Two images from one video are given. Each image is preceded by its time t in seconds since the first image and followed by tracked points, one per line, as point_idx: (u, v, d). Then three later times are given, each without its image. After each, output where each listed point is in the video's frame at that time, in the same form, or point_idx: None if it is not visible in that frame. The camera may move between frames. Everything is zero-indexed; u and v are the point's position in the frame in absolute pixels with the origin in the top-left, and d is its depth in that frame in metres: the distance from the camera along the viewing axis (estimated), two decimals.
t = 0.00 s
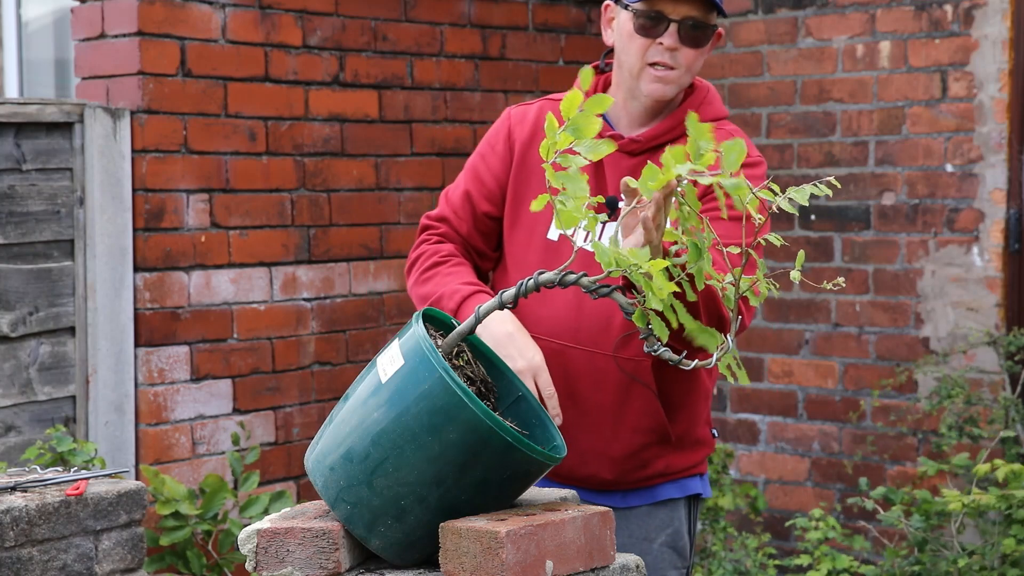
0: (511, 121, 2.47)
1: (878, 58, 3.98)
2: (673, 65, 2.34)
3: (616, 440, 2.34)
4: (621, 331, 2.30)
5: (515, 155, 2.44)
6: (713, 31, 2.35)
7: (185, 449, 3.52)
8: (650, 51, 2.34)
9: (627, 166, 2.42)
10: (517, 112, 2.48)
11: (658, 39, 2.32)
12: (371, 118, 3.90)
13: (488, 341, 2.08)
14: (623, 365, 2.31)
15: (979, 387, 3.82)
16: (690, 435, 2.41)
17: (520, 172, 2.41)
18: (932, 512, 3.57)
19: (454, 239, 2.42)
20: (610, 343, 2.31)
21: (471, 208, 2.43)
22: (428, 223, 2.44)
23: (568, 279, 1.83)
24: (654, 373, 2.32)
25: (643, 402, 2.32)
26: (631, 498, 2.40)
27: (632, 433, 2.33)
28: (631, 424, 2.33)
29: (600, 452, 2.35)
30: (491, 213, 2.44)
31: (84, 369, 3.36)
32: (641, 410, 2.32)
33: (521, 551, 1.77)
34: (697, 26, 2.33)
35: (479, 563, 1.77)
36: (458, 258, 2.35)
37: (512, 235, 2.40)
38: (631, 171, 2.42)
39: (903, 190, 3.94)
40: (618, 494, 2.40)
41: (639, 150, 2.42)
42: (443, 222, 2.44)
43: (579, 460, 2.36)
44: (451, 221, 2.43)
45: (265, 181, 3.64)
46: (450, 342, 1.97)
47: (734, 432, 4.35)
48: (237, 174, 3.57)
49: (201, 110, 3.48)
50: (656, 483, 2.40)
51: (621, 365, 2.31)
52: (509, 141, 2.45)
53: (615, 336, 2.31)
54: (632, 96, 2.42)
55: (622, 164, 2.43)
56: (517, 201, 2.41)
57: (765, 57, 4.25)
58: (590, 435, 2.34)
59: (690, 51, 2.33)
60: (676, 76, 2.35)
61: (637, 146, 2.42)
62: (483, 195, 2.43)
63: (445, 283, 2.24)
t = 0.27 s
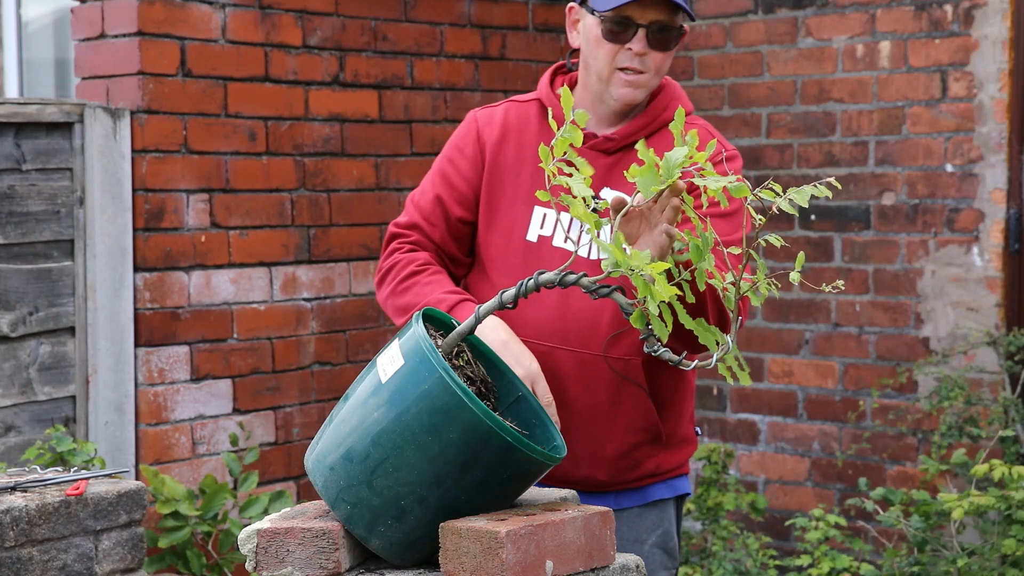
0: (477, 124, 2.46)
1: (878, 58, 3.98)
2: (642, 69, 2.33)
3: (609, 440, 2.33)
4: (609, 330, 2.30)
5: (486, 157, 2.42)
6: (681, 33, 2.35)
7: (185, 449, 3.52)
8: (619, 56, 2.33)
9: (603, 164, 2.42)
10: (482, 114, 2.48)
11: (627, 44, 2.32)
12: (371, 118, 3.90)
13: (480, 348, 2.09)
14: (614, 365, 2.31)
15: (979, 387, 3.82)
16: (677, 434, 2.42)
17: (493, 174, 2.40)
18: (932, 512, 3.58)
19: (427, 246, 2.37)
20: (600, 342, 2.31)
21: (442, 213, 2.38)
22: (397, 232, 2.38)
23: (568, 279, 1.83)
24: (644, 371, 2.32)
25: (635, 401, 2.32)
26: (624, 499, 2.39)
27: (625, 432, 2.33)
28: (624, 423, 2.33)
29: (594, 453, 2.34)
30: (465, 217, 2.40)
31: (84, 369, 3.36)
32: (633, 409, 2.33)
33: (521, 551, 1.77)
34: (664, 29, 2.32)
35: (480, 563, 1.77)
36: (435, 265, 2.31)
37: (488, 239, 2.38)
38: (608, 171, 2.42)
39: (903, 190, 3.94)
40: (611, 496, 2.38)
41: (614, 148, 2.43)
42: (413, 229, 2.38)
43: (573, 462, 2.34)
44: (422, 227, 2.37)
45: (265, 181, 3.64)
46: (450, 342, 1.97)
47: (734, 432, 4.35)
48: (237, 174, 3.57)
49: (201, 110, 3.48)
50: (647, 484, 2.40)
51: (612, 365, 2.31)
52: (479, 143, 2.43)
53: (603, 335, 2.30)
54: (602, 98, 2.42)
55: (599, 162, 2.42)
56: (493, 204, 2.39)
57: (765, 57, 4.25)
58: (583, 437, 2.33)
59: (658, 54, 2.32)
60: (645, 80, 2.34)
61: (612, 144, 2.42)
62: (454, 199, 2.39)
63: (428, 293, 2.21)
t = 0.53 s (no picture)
0: (456, 123, 2.43)
1: (877, 58, 3.98)
2: (625, 73, 2.34)
3: (603, 440, 2.32)
4: (600, 329, 2.30)
5: (467, 157, 2.39)
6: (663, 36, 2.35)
7: (185, 449, 3.52)
8: (602, 58, 2.34)
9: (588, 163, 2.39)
10: (460, 114, 2.45)
11: (611, 47, 2.32)
12: (371, 118, 3.90)
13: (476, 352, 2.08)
14: (606, 364, 2.30)
15: (979, 387, 3.83)
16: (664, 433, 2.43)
17: (476, 174, 2.37)
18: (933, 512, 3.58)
19: (410, 247, 2.32)
20: (592, 342, 2.30)
21: (425, 213, 2.34)
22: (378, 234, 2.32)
23: (570, 281, 1.83)
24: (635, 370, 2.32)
25: (627, 400, 2.32)
26: (616, 499, 2.38)
27: (618, 432, 2.33)
28: (617, 423, 2.32)
29: (587, 453, 2.33)
30: (448, 218, 2.36)
31: (84, 369, 3.36)
32: (625, 408, 2.32)
33: (522, 551, 1.77)
34: (648, 32, 2.33)
35: (480, 563, 1.77)
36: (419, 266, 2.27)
37: (474, 239, 2.36)
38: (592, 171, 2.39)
39: (903, 190, 3.94)
40: (602, 495, 2.38)
41: (598, 148, 2.40)
42: (394, 230, 2.33)
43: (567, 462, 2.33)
44: (404, 227, 2.32)
45: (265, 181, 3.64)
46: (450, 341, 1.97)
47: (734, 432, 4.35)
48: (237, 174, 3.57)
49: (201, 110, 3.48)
50: (637, 483, 2.40)
51: (604, 364, 2.30)
52: (460, 143, 2.40)
53: (594, 335, 2.30)
54: (582, 99, 2.41)
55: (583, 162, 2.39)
56: (476, 204, 2.36)
57: (764, 57, 4.25)
58: (577, 437, 2.31)
59: (641, 57, 2.33)
60: (627, 83, 2.36)
61: (595, 144, 2.39)
62: (436, 198, 2.35)
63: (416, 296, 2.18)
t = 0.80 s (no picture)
0: (452, 128, 2.42)
1: (878, 58, 3.98)
2: (621, 74, 2.34)
3: (605, 442, 2.32)
4: (600, 331, 2.30)
5: (465, 161, 2.39)
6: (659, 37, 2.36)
7: (185, 449, 3.52)
8: (599, 60, 2.34)
9: (586, 166, 2.38)
10: (456, 118, 2.45)
11: (607, 49, 2.32)
12: (371, 118, 3.90)
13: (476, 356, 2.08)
14: (607, 366, 2.29)
15: (979, 387, 3.82)
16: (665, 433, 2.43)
17: (474, 178, 2.37)
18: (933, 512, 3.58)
19: (409, 252, 2.32)
20: (592, 344, 2.29)
21: (424, 218, 2.34)
22: (376, 241, 2.32)
23: (569, 281, 1.83)
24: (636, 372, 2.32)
25: (629, 402, 2.31)
26: (618, 500, 2.38)
27: (620, 433, 2.32)
28: (619, 425, 2.32)
29: (590, 455, 2.32)
30: (447, 222, 2.36)
31: (84, 369, 3.36)
32: (627, 410, 2.32)
33: (522, 551, 1.77)
34: (644, 34, 2.33)
35: (480, 563, 1.77)
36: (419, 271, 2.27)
37: (473, 243, 2.36)
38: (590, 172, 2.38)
39: (903, 190, 3.94)
40: (605, 496, 2.38)
41: (595, 150, 2.39)
42: (393, 236, 2.33)
43: (569, 464, 2.32)
44: (402, 233, 2.32)
45: (265, 181, 3.64)
46: (450, 342, 1.97)
47: (734, 432, 4.35)
48: (237, 174, 3.57)
49: (201, 110, 3.48)
50: (639, 484, 2.40)
51: (605, 367, 2.29)
52: (457, 148, 2.40)
53: (595, 337, 2.29)
54: (578, 101, 2.41)
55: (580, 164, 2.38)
56: (475, 208, 2.36)
57: (764, 57, 4.25)
58: (580, 440, 2.31)
59: (637, 58, 2.34)
60: (623, 84, 2.36)
61: (592, 145, 2.39)
62: (434, 202, 2.35)
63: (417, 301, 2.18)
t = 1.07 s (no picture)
0: (463, 132, 2.42)
1: (878, 58, 3.98)
2: (632, 76, 2.34)
3: (613, 443, 2.32)
4: (610, 333, 2.29)
5: (476, 165, 2.39)
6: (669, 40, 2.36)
7: (185, 449, 3.52)
8: (608, 62, 2.34)
9: (596, 168, 2.38)
10: (467, 122, 2.45)
11: (616, 51, 2.32)
12: (371, 118, 3.90)
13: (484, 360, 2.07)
14: (616, 368, 2.29)
15: (979, 387, 3.82)
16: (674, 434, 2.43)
17: (485, 182, 2.37)
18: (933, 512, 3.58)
19: (421, 255, 2.33)
20: (602, 346, 2.29)
21: (435, 222, 2.35)
22: (389, 243, 2.33)
23: (570, 281, 1.83)
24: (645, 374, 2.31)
25: (637, 404, 2.30)
26: (627, 499, 2.39)
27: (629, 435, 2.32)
28: (628, 427, 2.31)
29: (598, 456, 2.32)
30: (458, 226, 2.37)
31: (84, 369, 3.36)
32: (636, 411, 2.31)
33: (522, 551, 1.77)
34: (653, 36, 2.33)
35: (480, 563, 1.77)
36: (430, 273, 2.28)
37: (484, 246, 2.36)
38: (600, 175, 2.38)
39: (903, 190, 3.94)
40: (614, 496, 2.38)
41: (605, 152, 2.39)
42: (405, 239, 2.34)
43: (576, 464, 2.33)
44: (414, 236, 2.34)
45: (265, 181, 3.64)
46: (450, 342, 1.97)
47: (734, 432, 4.35)
48: (237, 174, 3.57)
49: (201, 110, 3.48)
50: (648, 484, 2.41)
51: (614, 369, 2.29)
52: (468, 151, 2.40)
53: (604, 339, 2.29)
54: (588, 104, 2.41)
55: (591, 167, 2.38)
56: (486, 211, 2.36)
57: (765, 58, 4.25)
58: (588, 441, 2.31)
59: (647, 60, 2.33)
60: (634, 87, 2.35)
61: (602, 148, 2.38)
62: (446, 206, 2.36)
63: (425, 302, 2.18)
